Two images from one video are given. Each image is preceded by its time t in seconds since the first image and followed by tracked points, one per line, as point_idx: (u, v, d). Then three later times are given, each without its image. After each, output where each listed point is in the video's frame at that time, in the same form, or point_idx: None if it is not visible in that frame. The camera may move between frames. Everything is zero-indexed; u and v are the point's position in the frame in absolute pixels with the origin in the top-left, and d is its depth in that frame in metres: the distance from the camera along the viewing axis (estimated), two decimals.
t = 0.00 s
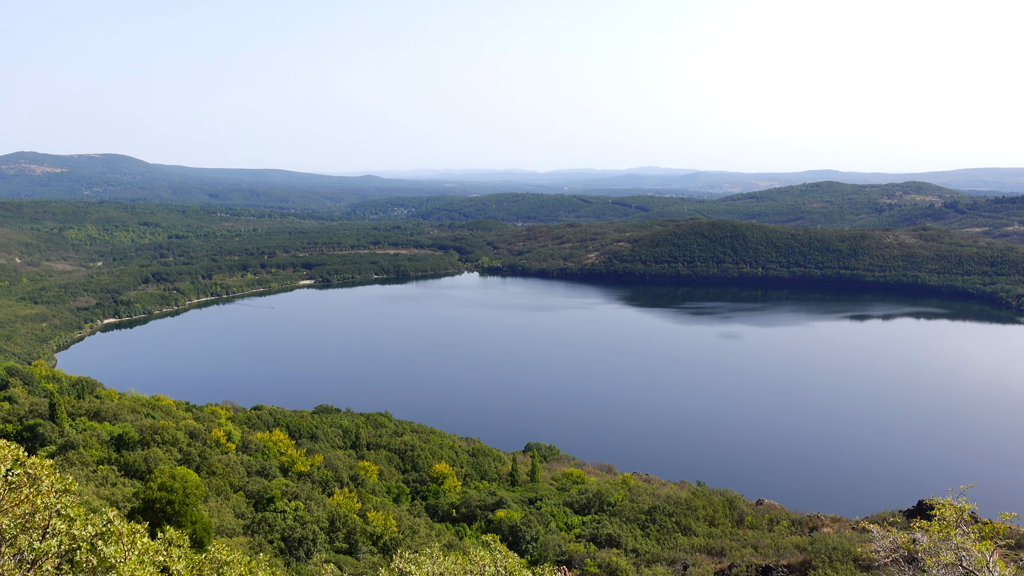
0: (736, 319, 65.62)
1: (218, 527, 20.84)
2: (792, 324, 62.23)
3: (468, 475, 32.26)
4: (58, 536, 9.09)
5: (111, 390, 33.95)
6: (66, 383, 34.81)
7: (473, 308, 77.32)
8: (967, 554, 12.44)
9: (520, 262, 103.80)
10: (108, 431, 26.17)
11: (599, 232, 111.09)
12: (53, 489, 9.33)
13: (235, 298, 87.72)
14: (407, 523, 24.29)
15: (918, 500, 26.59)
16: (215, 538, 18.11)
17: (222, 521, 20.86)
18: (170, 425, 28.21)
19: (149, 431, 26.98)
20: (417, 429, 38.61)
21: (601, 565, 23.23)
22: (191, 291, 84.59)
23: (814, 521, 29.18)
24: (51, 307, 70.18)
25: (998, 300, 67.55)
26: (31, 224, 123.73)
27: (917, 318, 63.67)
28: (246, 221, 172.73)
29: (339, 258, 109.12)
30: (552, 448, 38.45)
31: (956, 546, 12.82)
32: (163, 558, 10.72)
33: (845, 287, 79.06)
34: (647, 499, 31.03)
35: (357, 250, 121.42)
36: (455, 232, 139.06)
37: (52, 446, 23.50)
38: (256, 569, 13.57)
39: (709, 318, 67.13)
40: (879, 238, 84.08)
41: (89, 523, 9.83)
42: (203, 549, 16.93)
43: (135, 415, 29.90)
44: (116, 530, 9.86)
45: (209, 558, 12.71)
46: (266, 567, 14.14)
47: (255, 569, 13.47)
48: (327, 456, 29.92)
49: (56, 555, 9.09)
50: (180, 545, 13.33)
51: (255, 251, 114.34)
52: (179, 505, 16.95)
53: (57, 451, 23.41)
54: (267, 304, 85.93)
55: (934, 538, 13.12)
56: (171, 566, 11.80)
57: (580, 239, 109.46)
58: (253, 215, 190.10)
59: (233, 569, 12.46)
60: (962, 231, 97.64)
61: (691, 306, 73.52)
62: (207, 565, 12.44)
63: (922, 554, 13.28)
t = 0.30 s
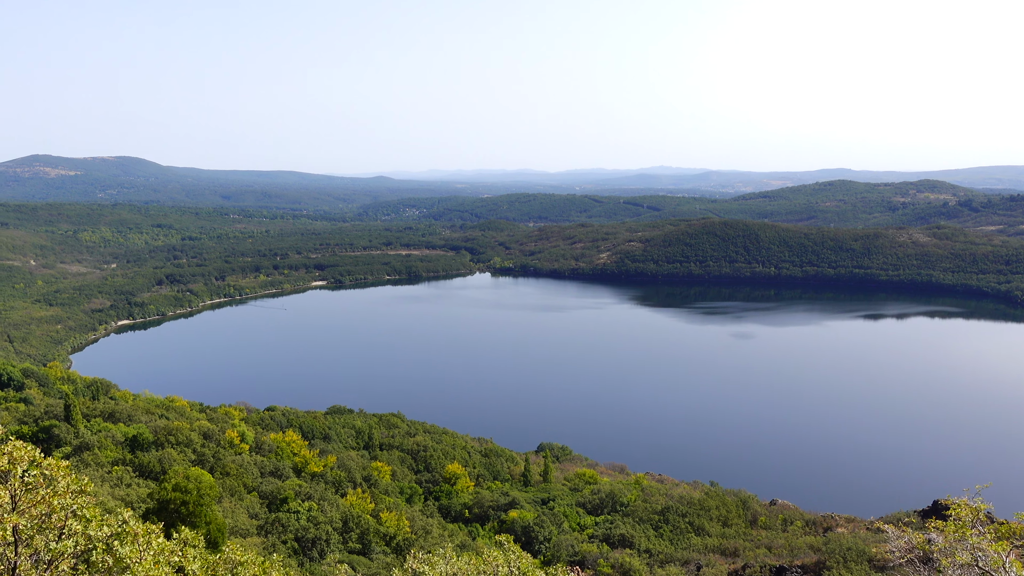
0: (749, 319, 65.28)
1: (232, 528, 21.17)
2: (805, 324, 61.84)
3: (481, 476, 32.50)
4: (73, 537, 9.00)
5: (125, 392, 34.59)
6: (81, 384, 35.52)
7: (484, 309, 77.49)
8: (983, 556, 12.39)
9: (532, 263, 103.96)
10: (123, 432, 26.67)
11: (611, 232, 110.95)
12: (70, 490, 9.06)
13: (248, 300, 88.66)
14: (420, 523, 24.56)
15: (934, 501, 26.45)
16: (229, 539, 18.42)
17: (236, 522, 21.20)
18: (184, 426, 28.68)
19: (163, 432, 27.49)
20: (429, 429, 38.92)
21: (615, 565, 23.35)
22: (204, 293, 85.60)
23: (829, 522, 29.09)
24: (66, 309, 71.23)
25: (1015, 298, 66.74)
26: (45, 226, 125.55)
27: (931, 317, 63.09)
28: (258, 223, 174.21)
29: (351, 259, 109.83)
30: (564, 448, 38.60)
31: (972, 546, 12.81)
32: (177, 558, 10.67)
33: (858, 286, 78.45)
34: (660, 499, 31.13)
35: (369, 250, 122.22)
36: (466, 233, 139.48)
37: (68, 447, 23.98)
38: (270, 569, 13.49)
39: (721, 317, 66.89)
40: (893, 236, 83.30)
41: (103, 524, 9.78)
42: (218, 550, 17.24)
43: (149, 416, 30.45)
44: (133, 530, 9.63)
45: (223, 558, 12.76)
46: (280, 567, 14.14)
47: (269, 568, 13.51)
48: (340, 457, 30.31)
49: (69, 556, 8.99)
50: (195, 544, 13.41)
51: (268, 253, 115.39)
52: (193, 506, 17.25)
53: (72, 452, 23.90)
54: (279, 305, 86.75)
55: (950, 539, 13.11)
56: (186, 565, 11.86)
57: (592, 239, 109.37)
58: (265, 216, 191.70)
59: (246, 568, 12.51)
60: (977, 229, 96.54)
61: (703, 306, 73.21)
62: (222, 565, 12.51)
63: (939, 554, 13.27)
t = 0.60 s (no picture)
0: (764, 319, 64.96)
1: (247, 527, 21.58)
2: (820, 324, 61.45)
3: (494, 476, 32.79)
4: (91, 535, 8.87)
5: (141, 392, 35.34)
6: (98, 384, 36.35)
7: (497, 309, 77.83)
8: (1000, 557, 12.42)
9: (546, 263, 104.14)
10: (139, 431, 27.30)
11: (625, 232, 110.81)
12: (86, 490, 9.00)
13: (263, 300, 89.83)
14: (434, 523, 24.91)
15: (950, 502, 26.30)
16: (244, 538, 18.80)
17: (251, 521, 21.61)
18: (199, 426, 29.28)
19: (179, 432, 28.07)
20: (443, 429, 39.30)
21: (629, 566, 23.53)
22: (219, 293, 86.84)
23: (844, 523, 29.00)
24: (83, 309, 72.62)
25: None
26: (63, 227, 127.89)
27: (947, 318, 62.42)
28: (273, 223, 176.01)
29: (365, 259, 110.72)
30: (578, 448, 38.78)
31: (990, 547, 12.83)
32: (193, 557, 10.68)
33: (874, 286, 77.73)
34: (674, 500, 31.21)
35: (383, 251, 123.17)
36: (480, 233, 139.99)
37: (84, 446, 24.56)
38: (285, 568, 13.64)
39: (736, 317, 66.72)
40: (909, 237, 82.41)
41: (121, 523, 9.68)
42: (232, 548, 17.61)
43: (164, 415, 31.12)
44: (149, 529, 10.01)
45: (238, 557, 12.81)
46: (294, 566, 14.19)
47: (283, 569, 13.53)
48: (354, 457, 30.75)
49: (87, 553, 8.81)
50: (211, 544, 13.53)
51: (283, 253, 116.66)
52: (208, 505, 17.63)
53: (89, 451, 24.53)
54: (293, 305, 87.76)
55: (967, 540, 13.15)
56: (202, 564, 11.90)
57: (606, 239, 109.27)
58: (280, 217, 193.79)
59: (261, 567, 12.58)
60: (995, 228, 95.24)
61: (717, 306, 72.95)
62: (237, 564, 12.57)
63: (955, 556, 13.34)
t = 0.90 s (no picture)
0: (780, 319, 64.53)
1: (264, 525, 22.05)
2: (837, 324, 60.94)
3: (510, 475, 33.11)
4: (109, 533, 8.96)
5: (159, 391, 36.16)
6: (116, 383, 37.23)
7: (511, 309, 78.14)
8: (1019, 558, 12.46)
9: (561, 262, 104.26)
10: (157, 430, 27.98)
11: (640, 232, 110.57)
12: (104, 487, 9.16)
13: (279, 299, 90.99)
14: (449, 522, 25.27)
15: (970, 503, 26.09)
16: (260, 536, 19.26)
17: (268, 519, 22.08)
18: (217, 425, 29.90)
19: (197, 430, 28.72)
20: (458, 428, 39.71)
21: (644, 566, 23.70)
22: (236, 293, 88.11)
23: (861, 524, 28.93)
24: (102, 309, 74.09)
25: None
26: (82, 227, 130.23)
27: (967, 317, 61.65)
28: (289, 223, 177.87)
29: (380, 259, 111.56)
30: (593, 448, 38.97)
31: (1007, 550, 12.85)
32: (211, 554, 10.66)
33: (892, 285, 76.89)
34: (690, 500, 31.28)
35: (398, 250, 124.05)
36: (495, 233, 140.42)
37: (104, 445, 25.22)
38: (301, 565, 13.68)
39: (752, 317, 66.38)
40: (927, 235, 81.38)
41: (139, 521, 9.73)
42: (249, 546, 18.06)
43: (182, 414, 31.82)
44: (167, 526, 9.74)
45: (254, 556, 12.87)
46: (310, 564, 14.23)
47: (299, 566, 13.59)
48: (370, 456, 31.25)
49: (105, 551, 8.91)
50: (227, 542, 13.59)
51: (299, 253, 117.95)
52: (225, 503, 18.11)
53: (108, 449, 25.18)
54: (309, 304, 88.83)
55: (985, 542, 13.20)
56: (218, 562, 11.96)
57: (621, 238, 109.14)
58: (296, 217, 195.67)
59: (277, 565, 12.60)
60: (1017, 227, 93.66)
61: (734, 306, 72.53)
62: (253, 562, 12.60)
63: (974, 557, 13.42)
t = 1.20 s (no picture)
0: (797, 317, 64.11)
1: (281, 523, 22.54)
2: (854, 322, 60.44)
3: (525, 474, 33.44)
4: (128, 529, 8.81)
5: (177, 388, 37.04)
6: (135, 381, 38.24)
7: (526, 307, 78.44)
8: None
9: (576, 260, 104.36)
10: (175, 428, 28.72)
11: (656, 230, 110.26)
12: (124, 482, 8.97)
13: (295, 297, 92.18)
14: (464, 520, 25.66)
15: (989, 502, 25.96)
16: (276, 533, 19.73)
17: (285, 517, 22.56)
18: (234, 422, 30.55)
19: (215, 428, 29.41)
20: (474, 426, 40.12)
21: (659, 564, 23.87)
22: (252, 291, 89.46)
23: (879, 523, 28.82)
24: (120, 307, 75.62)
25: None
26: (101, 226, 132.50)
27: (986, 315, 60.81)
28: (305, 222, 179.68)
29: (395, 257, 112.42)
30: (609, 447, 39.17)
31: None
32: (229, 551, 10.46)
33: (910, 283, 76.00)
34: (707, 499, 31.37)
35: (414, 249, 124.96)
36: (511, 231, 140.79)
37: (122, 442, 25.92)
38: (317, 563, 13.76)
39: (769, 315, 66.08)
40: (946, 233, 80.29)
41: (157, 517, 9.56)
42: (266, 543, 18.51)
43: (199, 412, 32.57)
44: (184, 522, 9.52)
45: (271, 552, 12.96)
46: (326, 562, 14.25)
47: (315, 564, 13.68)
48: (386, 454, 31.76)
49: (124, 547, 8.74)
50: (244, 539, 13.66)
51: (315, 252, 119.27)
52: (242, 500, 18.59)
53: (126, 446, 25.90)
54: (324, 302, 89.93)
55: (1006, 542, 13.24)
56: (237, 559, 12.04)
57: (637, 236, 108.93)
58: (311, 216, 197.50)
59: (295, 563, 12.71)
60: None
61: (751, 304, 72.12)
62: (271, 559, 12.68)
63: (994, 557, 13.47)
